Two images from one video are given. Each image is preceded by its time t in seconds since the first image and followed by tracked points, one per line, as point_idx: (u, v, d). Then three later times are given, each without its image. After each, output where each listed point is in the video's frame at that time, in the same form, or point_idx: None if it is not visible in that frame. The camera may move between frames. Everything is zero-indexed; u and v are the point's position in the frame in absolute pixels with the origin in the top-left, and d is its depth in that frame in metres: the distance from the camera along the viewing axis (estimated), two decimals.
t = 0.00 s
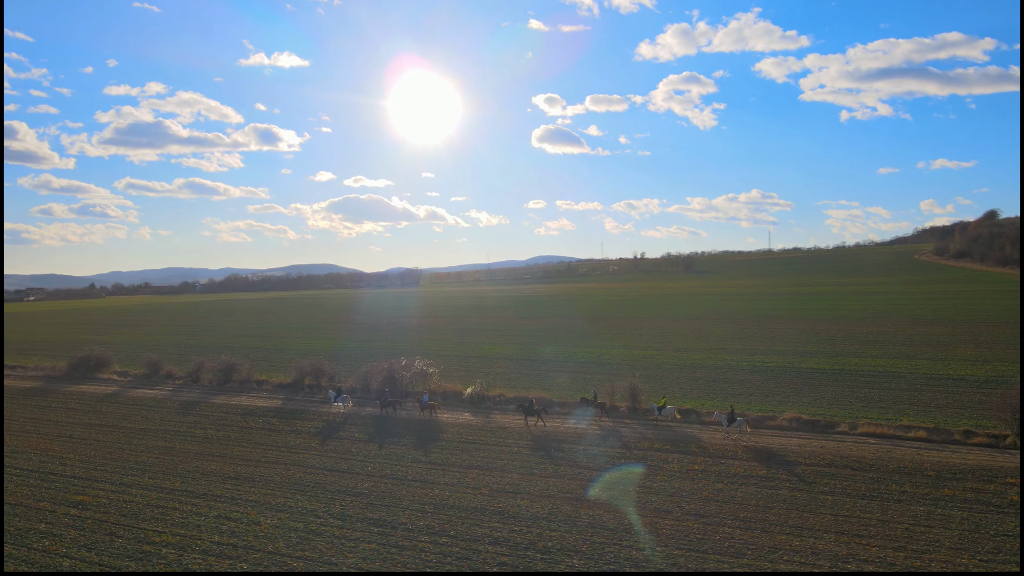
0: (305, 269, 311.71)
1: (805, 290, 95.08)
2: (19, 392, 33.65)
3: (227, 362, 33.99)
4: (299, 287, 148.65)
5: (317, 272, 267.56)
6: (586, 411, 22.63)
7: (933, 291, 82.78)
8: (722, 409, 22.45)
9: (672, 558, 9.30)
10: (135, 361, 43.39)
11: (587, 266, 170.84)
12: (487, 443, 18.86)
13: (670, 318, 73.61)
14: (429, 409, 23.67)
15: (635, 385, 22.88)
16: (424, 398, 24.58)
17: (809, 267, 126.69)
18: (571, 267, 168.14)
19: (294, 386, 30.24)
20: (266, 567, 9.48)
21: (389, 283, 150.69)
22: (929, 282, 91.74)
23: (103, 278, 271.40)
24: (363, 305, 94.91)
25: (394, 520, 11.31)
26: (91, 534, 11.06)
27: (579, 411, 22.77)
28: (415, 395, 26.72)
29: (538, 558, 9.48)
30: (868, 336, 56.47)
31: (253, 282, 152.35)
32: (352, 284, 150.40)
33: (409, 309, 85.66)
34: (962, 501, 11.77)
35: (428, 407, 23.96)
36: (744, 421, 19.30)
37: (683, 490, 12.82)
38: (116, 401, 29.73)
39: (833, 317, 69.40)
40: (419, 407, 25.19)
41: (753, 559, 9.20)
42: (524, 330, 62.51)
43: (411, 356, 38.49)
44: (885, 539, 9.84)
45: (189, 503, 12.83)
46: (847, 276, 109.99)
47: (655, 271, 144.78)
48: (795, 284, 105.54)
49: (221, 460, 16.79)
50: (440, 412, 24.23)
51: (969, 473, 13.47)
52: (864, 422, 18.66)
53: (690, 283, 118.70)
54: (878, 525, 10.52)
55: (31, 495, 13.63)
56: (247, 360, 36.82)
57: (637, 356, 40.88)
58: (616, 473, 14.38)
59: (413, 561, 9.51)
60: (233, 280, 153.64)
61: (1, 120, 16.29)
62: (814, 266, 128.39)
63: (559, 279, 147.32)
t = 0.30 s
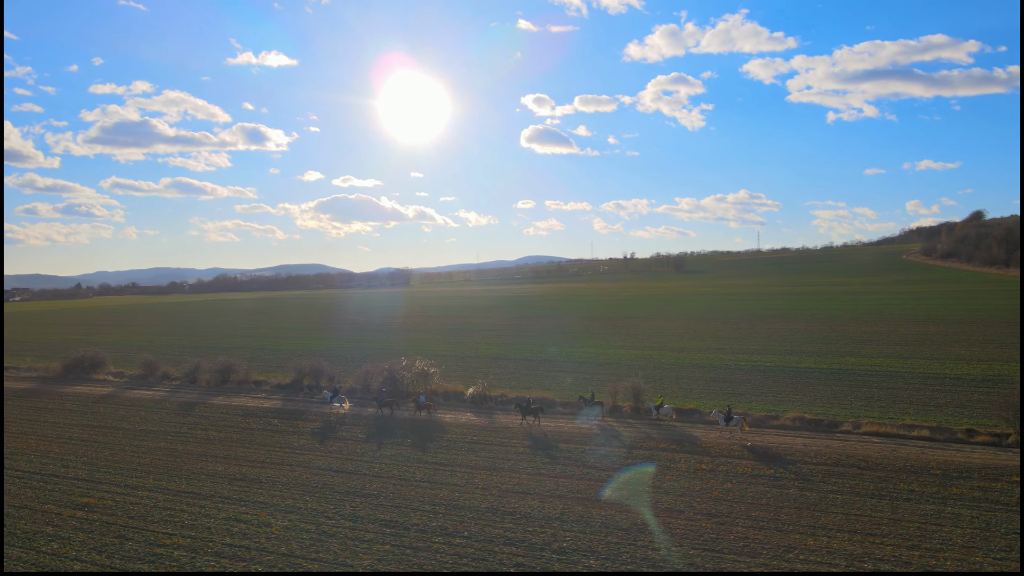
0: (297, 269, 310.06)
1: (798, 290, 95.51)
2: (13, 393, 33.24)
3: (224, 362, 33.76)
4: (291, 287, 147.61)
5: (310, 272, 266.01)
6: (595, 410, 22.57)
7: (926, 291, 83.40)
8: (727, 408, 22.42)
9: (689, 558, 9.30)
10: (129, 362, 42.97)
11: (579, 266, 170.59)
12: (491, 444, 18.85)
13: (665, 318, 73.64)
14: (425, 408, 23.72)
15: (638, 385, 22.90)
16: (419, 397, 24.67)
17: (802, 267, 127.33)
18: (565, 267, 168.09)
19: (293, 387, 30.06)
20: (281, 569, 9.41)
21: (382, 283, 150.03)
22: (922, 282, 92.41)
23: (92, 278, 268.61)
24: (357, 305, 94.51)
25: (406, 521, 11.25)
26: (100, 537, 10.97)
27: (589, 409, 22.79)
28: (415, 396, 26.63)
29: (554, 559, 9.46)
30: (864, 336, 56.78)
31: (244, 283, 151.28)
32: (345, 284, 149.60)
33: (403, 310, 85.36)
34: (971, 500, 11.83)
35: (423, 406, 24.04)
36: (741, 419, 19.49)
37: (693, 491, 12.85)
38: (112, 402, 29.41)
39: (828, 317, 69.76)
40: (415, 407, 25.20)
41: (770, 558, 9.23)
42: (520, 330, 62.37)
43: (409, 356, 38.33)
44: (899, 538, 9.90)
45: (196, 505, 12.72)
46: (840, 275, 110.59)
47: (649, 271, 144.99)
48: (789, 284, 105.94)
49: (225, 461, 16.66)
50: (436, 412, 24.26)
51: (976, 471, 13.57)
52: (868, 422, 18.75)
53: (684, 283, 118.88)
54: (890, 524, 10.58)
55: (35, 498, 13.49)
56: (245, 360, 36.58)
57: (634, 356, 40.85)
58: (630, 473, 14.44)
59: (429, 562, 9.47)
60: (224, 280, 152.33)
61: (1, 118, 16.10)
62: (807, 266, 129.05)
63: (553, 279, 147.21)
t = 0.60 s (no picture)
0: (290, 270, 308.57)
1: (792, 290, 95.99)
2: (8, 395, 32.86)
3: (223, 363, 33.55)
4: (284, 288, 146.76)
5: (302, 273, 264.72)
6: (604, 409, 22.75)
7: (919, 290, 83.95)
8: (731, 408, 22.43)
9: (707, 557, 9.34)
10: (126, 362, 42.68)
11: (573, 267, 170.54)
12: (497, 443, 18.82)
13: (661, 318, 73.70)
14: (422, 408, 23.80)
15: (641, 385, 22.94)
16: (416, 396, 24.76)
17: (795, 267, 128.06)
18: (559, 267, 168.07)
19: (293, 388, 29.93)
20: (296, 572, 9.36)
21: (376, 284, 149.47)
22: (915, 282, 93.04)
23: (82, 278, 266.10)
24: (352, 305, 94.34)
25: (419, 522, 11.21)
26: (111, 539, 10.91)
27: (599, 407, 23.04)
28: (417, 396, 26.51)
29: (572, 559, 9.45)
30: (858, 336, 57.15)
31: (236, 284, 150.36)
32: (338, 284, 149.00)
33: (398, 310, 85.13)
34: (980, 498, 11.93)
35: (420, 406, 24.12)
36: (737, 418, 19.64)
37: (704, 491, 12.90)
38: (110, 403, 29.16)
39: (822, 317, 70.13)
40: (413, 407, 25.23)
41: (787, 557, 9.25)
42: (517, 330, 62.33)
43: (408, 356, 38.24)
44: (914, 537, 9.95)
45: (205, 506, 12.64)
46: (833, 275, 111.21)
47: (643, 271, 145.23)
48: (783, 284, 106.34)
49: (231, 462, 16.55)
50: (434, 413, 24.32)
51: (982, 470, 13.66)
52: (873, 421, 18.85)
53: (678, 283, 119.08)
54: (903, 523, 10.62)
55: (41, 501, 13.37)
56: (243, 361, 36.39)
57: (633, 356, 40.92)
58: (643, 473, 14.51)
59: (446, 562, 9.45)
60: (216, 281, 151.37)
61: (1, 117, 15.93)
62: (800, 265, 129.70)
63: (548, 279, 147.11)
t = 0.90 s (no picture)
0: (283, 270, 306.98)
1: (787, 289, 96.33)
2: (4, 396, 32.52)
3: (222, 364, 33.38)
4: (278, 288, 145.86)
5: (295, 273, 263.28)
6: (608, 409, 22.90)
7: (913, 289, 84.48)
8: (735, 408, 22.50)
9: (724, 557, 9.38)
10: (122, 363, 42.34)
11: (568, 267, 170.57)
12: (503, 443, 18.83)
13: (657, 318, 73.88)
14: (422, 408, 23.83)
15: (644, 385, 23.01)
16: (416, 396, 24.78)
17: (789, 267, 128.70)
18: (554, 267, 168.14)
19: (293, 388, 29.82)
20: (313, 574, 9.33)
21: (370, 284, 148.89)
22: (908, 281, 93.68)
23: (72, 279, 263.56)
24: (347, 305, 94.00)
25: (434, 523, 11.19)
26: (123, 541, 10.84)
27: (605, 407, 23.26)
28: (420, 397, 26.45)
29: (590, 559, 9.47)
30: (853, 335, 57.47)
31: (229, 284, 149.24)
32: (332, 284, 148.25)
33: (394, 310, 84.83)
34: (989, 496, 12.02)
35: (420, 406, 24.15)
36: (737, 416, 19.87)
37: (715, 490, 12.95)
38: (109, 404, 28.94)
39: (817, 316, 70.52)
40: (412, 406, 25.25)
41: (804, 556, 9.31)
42: (514, 330, 62.27)
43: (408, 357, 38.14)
44: (928, 535, 10.04)
45: (216, 508, 12.59)
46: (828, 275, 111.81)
47: (638, 271, 145.40)
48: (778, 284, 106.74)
49: (237, 463, 16.49)
50: (434, 412, 24.36)
51: (989, 468, 13.78)
52: (877, 420, 18.98)
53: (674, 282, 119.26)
54: (917, 521, 10.70)
55: (49, 503, 13.27)
56: (241, 362, 36.21)
57: (632, 356, 40.98)
58: (655, 473, 14.56)
59: (464, 563, 9.44)
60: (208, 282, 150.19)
61: None
62: (794, 264, 130.39)
63: (543, 279, 147.09)
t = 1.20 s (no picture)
0: (277, 270, 305.70)
1: (783, 289, 96.71)
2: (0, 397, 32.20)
3: (222, 364, 33.20)
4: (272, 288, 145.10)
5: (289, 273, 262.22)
6: (612, 409, 22.98)
7: (907, 289, 85.03)
8: (740, 407, 22.62)
9: (743, 557, 9.41)
10: (119, 364, 42.04)
11: (564, 267, 170.66)
12: (510, 444, 18.83)
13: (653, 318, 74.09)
14: (422, 408, 23.91)
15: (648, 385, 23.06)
16: (416, 396, 24.84)
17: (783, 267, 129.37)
18: (549, 267, 168.21)
19: (295, 389, 29.72)
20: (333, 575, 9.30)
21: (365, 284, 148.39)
22: (902, 280, 94.29)
23: (63, 279, 261.37)
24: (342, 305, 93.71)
25: (449, 524, 11.17)
26: (137, 544, 10.77)
27: (609, 407, 23.33)
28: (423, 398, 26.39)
29: (609, 559, 9.47)
30: (849, 335, 57.86)
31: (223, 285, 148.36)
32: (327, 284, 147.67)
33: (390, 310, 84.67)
34: (999, 494, 12.15)
35: (420, 406, 24.22)
36: (736, 416, 20.08)
37: (728, 490, 12.98)
38: (109, 405, 28.71)
39: (812, 316, 70.94)
40: (411, 407, 25.30)
41: (822, 556, 9.36)
42: (511, 330, 62.30)
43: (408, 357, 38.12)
44: (943, 534, 10.11)
45: (228, 509, 12.51)
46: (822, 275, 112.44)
47: (633, 271, 145.73)
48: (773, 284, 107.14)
49: (245, 465, 16.40)
50: (433, 412, 24.43)
51: (996, 467, 13.90)
52: (881, 419, 19.08)
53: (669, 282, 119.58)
54: (931, 521, 10.76)
55: (57, 506, 13.17)
56: (240, 362, 36.03)
57: (632, 356, 41.09)
58: (666, 473, 14.59)
59: (483, 564, 9.44)
60: (198, 282, 149.34)
61: None
62: (788, 264, 131.02)
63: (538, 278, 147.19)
